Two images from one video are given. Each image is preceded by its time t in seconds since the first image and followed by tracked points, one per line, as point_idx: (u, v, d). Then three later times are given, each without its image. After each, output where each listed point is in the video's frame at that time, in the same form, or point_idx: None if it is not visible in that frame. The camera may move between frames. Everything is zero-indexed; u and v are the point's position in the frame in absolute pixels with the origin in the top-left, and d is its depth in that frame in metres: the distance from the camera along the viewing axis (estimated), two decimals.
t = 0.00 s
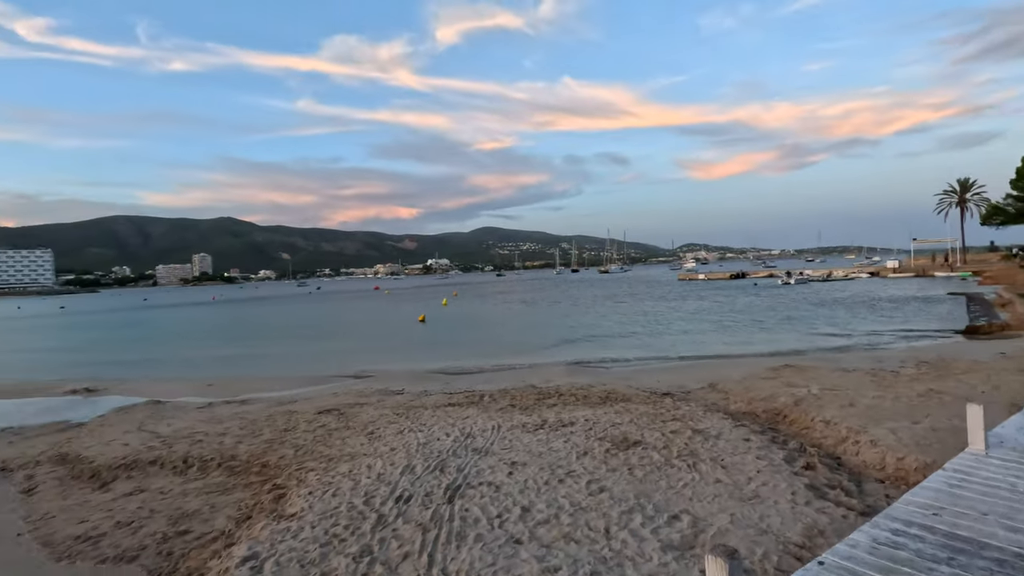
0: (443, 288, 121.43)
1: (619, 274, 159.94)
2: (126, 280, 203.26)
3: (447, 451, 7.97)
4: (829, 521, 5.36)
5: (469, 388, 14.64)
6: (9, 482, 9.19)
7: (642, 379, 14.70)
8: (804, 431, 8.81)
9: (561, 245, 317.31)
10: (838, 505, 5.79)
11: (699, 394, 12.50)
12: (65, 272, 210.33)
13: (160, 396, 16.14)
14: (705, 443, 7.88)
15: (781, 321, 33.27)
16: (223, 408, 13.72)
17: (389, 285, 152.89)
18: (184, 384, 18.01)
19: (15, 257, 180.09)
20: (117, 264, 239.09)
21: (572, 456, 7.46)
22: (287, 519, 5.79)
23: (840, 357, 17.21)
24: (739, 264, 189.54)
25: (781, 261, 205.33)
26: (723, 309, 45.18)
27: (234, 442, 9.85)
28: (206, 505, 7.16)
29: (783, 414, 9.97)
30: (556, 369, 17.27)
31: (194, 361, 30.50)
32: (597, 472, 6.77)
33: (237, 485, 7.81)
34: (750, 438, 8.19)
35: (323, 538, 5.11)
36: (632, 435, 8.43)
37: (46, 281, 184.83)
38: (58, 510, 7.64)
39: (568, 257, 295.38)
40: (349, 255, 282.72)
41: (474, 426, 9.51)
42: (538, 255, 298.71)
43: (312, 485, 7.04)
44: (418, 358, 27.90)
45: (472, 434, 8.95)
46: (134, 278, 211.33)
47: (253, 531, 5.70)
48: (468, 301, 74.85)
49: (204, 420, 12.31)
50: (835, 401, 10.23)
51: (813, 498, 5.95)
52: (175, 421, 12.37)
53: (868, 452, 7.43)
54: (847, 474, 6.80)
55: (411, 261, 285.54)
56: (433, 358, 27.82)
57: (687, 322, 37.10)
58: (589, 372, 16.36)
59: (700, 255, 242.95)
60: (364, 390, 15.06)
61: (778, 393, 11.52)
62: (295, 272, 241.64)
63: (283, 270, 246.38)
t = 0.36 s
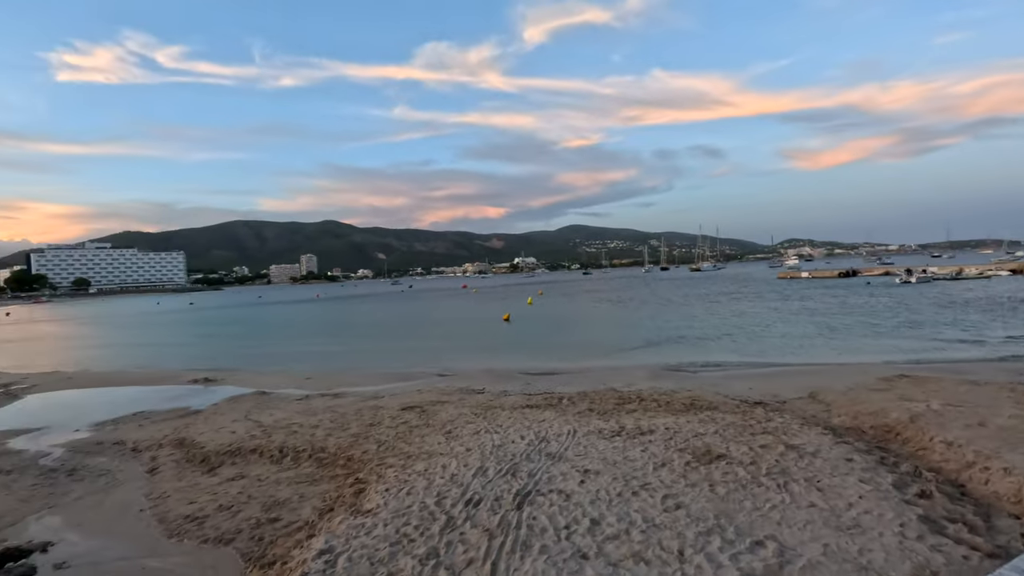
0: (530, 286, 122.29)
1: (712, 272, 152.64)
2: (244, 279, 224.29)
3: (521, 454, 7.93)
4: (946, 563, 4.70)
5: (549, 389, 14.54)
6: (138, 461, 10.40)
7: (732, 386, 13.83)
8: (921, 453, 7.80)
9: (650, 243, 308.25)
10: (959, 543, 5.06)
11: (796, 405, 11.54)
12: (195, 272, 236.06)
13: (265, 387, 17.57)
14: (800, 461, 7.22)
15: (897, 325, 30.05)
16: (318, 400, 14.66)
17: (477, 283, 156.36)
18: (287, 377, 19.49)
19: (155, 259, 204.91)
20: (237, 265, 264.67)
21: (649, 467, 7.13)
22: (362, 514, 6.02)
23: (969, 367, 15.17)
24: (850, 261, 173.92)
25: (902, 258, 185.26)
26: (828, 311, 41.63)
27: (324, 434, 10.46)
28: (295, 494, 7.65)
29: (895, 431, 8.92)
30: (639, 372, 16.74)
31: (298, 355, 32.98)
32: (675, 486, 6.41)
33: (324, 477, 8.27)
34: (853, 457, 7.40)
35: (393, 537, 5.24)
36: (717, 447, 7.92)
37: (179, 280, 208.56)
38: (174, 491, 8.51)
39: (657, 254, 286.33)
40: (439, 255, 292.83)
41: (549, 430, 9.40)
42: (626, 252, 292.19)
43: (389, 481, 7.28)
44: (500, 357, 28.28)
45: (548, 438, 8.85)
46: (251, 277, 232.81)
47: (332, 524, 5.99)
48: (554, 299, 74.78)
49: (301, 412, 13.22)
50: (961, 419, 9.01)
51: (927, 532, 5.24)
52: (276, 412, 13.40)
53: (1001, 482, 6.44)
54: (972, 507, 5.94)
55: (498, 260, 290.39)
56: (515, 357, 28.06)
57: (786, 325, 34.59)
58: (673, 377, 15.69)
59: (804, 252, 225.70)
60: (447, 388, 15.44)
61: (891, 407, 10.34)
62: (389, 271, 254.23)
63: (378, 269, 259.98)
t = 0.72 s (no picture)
0: (602, 287, 120.05)
1: (798, 273, 143.65)
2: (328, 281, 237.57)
3: (585, 461, 7.76)
4: None
5: (619, 394, 14.20)
6: (229, 451, 11.22)
7: (819, 396, 12.86)
8: None
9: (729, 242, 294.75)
10: None
11: (891, 419, 10.56)
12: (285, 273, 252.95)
13: (342, 384, 18.43)
14: (895, 482, 6.55)
15: (1017, 333, 26.80)
16: (391, 398, 15.18)
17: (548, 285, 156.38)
18: (363, 375, 20.36)
19: (250, 262, 221.56)
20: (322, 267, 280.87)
21: (721, 481, 6.75)
22: (426, 514, 6.11)
23: None
24: (960, 261, 157.54)
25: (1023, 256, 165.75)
26: (933, 315, 37.90)
27: (395, 432, 10.78)
28: (365, 490, 7.93)
29: (1013, 454, 7.91)
30: (715, 379, 15.94)
31: (375, 354, 34.41)
32: (750, 503, 6.01)
33: (393, 474, 8.54)
34: (959, 480, 6.62)
35: (454, 539, 5.27)
36: (799, 462, 7.36)
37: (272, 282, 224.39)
38: (257, 481, 9.09)
39: (737, 254, 273.50)
40: (511, 256, 295.56)
41: (616, 436, 9.16)
42: (704, 253, 281.07)
43: (454, 482, 7.37)
44: (569, 359, 28.07)
45: (614, 445, 8.61)
46: (334, 278, 246.10)
47: (397, 522, 6.13)
48: (626, 301, 73.19)
49: (375, 409, 13.75)
50: None
51: None
52: (352, 408, 14.01)
53: None
54: None
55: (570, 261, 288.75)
56: (585, 360, 27.76)
57: (883, 330, 31.83)
58: (753, 385, 14.84)
59: (904, 250, 207.39)
60: (514, 390, 15.49)
61: (1007, 426, 9.19)
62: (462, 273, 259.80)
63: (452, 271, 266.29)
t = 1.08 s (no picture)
0: (638, 291, 118.20)
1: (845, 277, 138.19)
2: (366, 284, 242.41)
3: (615, 467, 7.48)
4: None
5: (652, 399, 13.80)
6: (261, 449, 11.39)
7: (867, 405, 12.15)
8: None
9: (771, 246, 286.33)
10: None
11: (947, 430, 9.86)
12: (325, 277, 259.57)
13: (374, 386, 18.58)
14: (953, 499, 6.03)
15: None
16: (422, 400, 15.19)
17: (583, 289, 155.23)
18: (395, 376, 20.51)
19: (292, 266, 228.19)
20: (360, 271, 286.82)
21: (759, 492, 6.37)
22: (448, 518, 5.98)
23: None
24: None
25: None
26: (993, 322, 35.72)
27: (422, 434, 10.72)
28: (390, 491, 7.86)
29: None
30: (754, 385, 15.33)
31: (409, 357, 34.72)
32: (790, 517, 5.62)
33: (418, 476, 8.44)
34: None
35: (474, 545, 5.11)
36: (844, 475, 6.88)
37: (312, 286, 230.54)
38: (286, 479, 9.16)
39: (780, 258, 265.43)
40: (547, 260, 294.12)
41: (648, 443, 8.83)
42: (745, 256, 273.70)
43: (478, 486, 7.21)
44: (603, 364, 27.59)
45: (645, 451, 8.29)
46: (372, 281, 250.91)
47: (418, 525, 6.02)
48: (663, 305, 71.84)
49: (404, 410, 13.76)
50: None
51: None
52: (382, 409, 14.06)
53: None
54: None
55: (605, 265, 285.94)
56: (619, 364, 27.26)
57: (938, 337, 30.13)
58: (795, 392, 14.18)
59: (962, 254, 196.85)
60: (545, 393, 15.27)
61: None
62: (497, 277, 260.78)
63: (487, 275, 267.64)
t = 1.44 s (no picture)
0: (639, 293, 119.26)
1: (847, 279, 137.77)
2: (367, 286, 242.31)
3: (599, 475, 7.23)
4: None
5: (645, 403, 13.55)
6: (244, 454, 11.16)
7: (863, 409, 11.89)
8: None
9: (773, 248, 285.66)
10: None
11: (945, 436, 9.61)
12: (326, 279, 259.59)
13: (365, 389, 18.33)
14: (949, 510, 5.76)
15: None
16: (412, 403, 14.95)
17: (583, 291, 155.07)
18: (388, 378, 20.27)
19: (293, 267, 228.19)
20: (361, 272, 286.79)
21: (746, 502, 6.11)
22: (421, 530, 5.72)
23: None
24: None
25: None
26: (995, 324, 35.40)
27: (407, 438, 10.46)
28: (368, 499, 7.62)
29: None
30: (749, 389, 15.08)
31: (405, 359, 34.53)
32: (777, 530, 5.36)
33: (398, 483, 8.20)
34: None
35: (443, 560, 4.87)
36: (836, 484, 6.61)
37: (314, 287, 230.60)
38: (264, 486, 8.90)
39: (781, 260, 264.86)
40: (548, 262, 294.07)
41: (636, 449, 8.58)
42: (747, 258, 273.26)
43: (456, 495, 6.96)
44: (599, 366, 27.32)
45: (632, 458, 8.02)
46: (373, 283, 250.85)
47: (389, 537, 5.78)
48: (663, 307, 71.53)
49: (393, 413, 13.52)
50: None
51: None
52: (371, 413, 13.83)
53: None
54: None
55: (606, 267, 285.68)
56: (616, 367, 27.00)
57: (938, 340, 29.82)
58: (791, 396, 13.92)
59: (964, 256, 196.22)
60: (537, 397, 15.03)
61: None
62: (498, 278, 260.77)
63: (488, 276, 267.60)
